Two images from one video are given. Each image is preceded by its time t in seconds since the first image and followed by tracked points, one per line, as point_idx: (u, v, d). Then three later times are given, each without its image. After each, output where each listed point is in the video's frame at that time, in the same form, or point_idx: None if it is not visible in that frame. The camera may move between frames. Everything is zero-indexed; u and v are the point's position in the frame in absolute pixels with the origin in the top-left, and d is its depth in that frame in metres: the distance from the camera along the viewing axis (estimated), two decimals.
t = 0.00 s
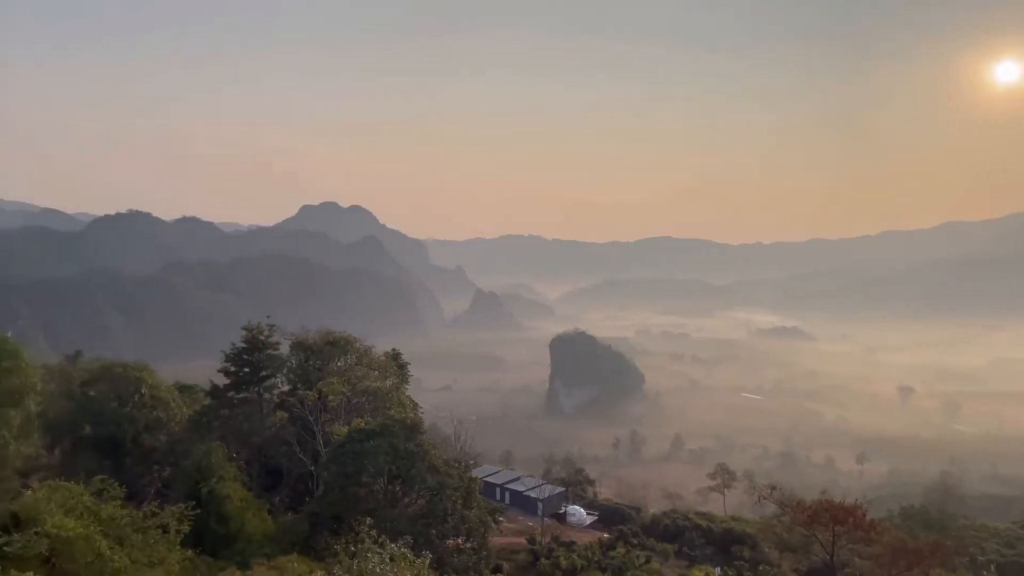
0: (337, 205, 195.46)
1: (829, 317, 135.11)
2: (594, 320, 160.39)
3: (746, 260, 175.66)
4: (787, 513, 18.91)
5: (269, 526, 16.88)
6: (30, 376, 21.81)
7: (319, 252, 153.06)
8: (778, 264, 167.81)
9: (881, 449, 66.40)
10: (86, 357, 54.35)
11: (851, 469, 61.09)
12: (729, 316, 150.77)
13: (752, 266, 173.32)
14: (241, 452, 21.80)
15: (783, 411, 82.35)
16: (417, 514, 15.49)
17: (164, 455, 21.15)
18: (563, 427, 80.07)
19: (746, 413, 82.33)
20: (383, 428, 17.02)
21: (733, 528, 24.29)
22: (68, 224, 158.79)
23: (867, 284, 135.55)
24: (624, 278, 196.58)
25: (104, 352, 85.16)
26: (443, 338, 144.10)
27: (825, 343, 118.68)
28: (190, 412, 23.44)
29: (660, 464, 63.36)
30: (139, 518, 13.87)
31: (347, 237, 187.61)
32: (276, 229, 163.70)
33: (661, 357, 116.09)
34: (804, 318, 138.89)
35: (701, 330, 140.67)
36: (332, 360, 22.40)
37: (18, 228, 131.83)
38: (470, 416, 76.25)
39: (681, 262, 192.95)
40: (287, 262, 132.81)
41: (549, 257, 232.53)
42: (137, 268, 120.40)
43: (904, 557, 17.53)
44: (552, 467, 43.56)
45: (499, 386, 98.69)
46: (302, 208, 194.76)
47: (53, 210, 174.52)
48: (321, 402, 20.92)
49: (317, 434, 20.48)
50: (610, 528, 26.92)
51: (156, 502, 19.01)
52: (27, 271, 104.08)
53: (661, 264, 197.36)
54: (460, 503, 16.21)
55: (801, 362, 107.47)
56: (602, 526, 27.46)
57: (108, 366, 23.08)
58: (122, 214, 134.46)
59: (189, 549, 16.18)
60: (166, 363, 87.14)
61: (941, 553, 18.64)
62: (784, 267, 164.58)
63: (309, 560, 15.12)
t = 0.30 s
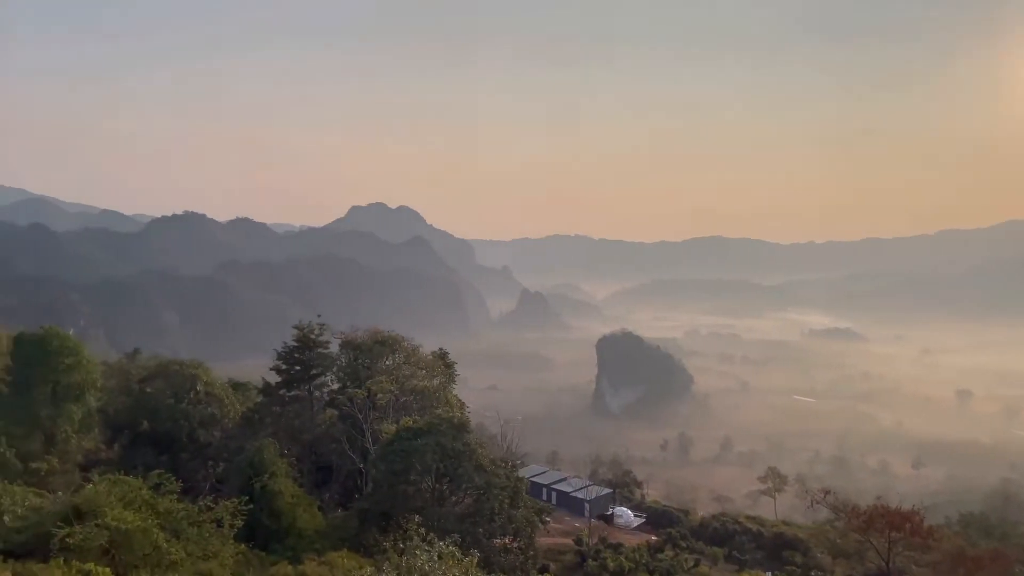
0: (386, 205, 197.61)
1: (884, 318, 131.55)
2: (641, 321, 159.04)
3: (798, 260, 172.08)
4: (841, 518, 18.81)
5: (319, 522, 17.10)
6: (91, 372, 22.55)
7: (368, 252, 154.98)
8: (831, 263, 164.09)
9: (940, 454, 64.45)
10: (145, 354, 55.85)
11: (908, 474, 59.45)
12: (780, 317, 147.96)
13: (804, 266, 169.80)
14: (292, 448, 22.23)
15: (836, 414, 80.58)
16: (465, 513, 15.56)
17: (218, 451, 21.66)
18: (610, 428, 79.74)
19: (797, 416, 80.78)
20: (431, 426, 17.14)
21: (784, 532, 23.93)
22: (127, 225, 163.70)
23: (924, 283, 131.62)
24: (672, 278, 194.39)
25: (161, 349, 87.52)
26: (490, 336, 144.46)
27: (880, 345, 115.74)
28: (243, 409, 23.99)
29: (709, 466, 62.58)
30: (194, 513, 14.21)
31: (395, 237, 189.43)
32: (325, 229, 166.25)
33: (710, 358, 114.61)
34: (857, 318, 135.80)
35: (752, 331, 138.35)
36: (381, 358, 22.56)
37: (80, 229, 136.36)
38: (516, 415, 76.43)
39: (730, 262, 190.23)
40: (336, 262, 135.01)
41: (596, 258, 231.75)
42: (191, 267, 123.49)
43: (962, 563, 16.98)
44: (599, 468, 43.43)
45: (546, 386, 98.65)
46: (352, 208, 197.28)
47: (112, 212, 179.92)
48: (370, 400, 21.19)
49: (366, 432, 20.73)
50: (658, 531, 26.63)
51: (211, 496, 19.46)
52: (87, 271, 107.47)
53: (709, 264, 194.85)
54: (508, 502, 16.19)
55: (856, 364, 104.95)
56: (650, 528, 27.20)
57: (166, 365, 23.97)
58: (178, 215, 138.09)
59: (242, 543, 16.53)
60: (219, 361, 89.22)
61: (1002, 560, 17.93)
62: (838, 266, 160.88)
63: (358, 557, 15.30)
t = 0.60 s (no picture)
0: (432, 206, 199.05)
1: (941, 320, 127.88)
2: (689, 321, 157.35)
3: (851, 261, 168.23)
4: (895, 524, 18.17)
5: (367, 519, 17.27)
6: (147, 369, 23.13)
7: (415, 252, 156.27)
8: (886, 263, 160.06)
9: (999, 459, 62.37)
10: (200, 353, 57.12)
11: (965, 480, 57.67)
12: (832, 319, 144.89)
13: (857, 267, 166.00)
14: (340, 446, 22.52)
15: (890, 418, 78.63)
16: (510, 513, 15.55)
17: (268, 447, 22.02)
18: (657, 430, 79.10)
19: (849, 419, 79.04)
20: (476, 426, 17.21)
21: (836, 538, 23.38)
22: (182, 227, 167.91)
23: (984, 284, 127.54)
24: (720, 279, 191.81)
25: (214, 348, 89.49)
26: (535, 337, 144.41)
27: (936, 347, 112.50)
28: (293, 407, 24.38)
29: (758, 470, 61.64)
30: (246, 508, 14.47)
31: (441, 238, 190.70)
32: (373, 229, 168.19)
33: (759, 360, 112.84)
34: (913, 320, 132.29)
35: (803, 333, 135.78)
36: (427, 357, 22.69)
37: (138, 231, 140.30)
38: (562, 416, 76.29)
39: (780, 263, 187.04)
40: (381, 263, 137.21)
41: (642, 259, 230.14)
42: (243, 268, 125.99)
43: None
44: (646, 470, 43.07)
45: (592, 387, 98.30)
46: (399, 210, 199.22)
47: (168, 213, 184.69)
48: (416, 399, 21.35)
49: (412, 431, 20.91)
50: (706, 534, 26.31)
51: (263, 492, 19.81)
52: (144, 271, 110.41)
53: (758, 265, 191.83)
54: (553, 503, 16.15)
55: (911, 367, 102.22)
56: (697, 532, 26.87)
57: (219, 363, 24.55)
58: (230, 217, 141.10)
59: (292, 538, 16.77)
60: (270, 359, 90.86)
61: None
62: (892, 267, 156.86)
63: (406, 554, 15.42)
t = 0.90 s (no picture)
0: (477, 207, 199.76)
1: (1000, 322, 124.05)
2: (736, 323, 155.54)
3: (904, 261, 164.21)
4: (949, 530, 17.59)
5: (412, 518, 17.37)
6: (199, 367, 23.63)
7: (460, 252, 157.06)
8: (941, 263, 155.82)
9: None
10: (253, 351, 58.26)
11: None
12: (884, 320, 141.61)
13: (910, 267, 162.03)
14: (386, 444, 22.72)
15: (945, 423, 76.47)
16: (553, 515, 15.51)
17: (316, 444, 22.32)
18: (703, 432, 78.27)
19: (901, 424, 77.14)
20: (521, 426, 17.19)
21: (889, 544, 22.78)
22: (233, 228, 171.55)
23: None
24: (768, 280, 189.02)
25: (263, 347, 91.24)
26: (580, 337, 144.09)
27: (994, 350, 109.08)
28: (340, 405, 24.68)
29: (808, 474, 60.47)
30: (294, 505, 14.66)
31: (486, 238, 191.42)
32: (419, 230, 169.57)
33: (809, 362, 110.90)
34: (971, 322, 128.43)
35: (853, 334, 133.07)
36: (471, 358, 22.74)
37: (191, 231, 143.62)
38: (607, 417, 76.04)
39: (831, 263, 183.23)
40: (427, 264, 138.49)
41: (690, 259, 227.67)
42: (291, 268, 128.13)
43: None
44: (693, 473, 42.66)
45: (637, 388, 97.73)
46: (444, 211, 200.51)
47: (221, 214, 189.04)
48: (461, 399, 21.44)
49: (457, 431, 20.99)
50: (753, 539, 25.89)
51: (311, 489, 20.07)
52: (196, 271, 113.14)
53: (809, 265, 188.24)
54: (598, 504, 16.08)
55: (967, 370, 99.26)
56: (745, 536, 26.50)
57: (268, 361, 25.04)
58: (279, 218, 143.59)
59: (340, 535, 16.96)
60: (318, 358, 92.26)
61: None
62: (948, 268, 152.67)
63: (450, 554, 15.52)
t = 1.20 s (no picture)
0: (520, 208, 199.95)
1: None
2: (782, 325, 153.19)
3: (958, 262, 159.80)
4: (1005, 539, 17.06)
5: (456, 518, 17.41)
6: (247, 366, 24.09)
7: (503, 253, 157.43)
8: (998, 264, 151.18)
9: None
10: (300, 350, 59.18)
11: None
12: (937, 322, 138.08)
13: (964, 269, 157.65)
14: (429, 444, 22.85)
15: (1001, 429, 74.20)
16: (597, 516, 15.40)
17: (360, 443, 22.56)
18: (749, 436, 77.18)
19: (955, 429, 75.03)
20: (564, 427, 17.12)
21: (942, 553, 22.19)
22: (280, 229, 174.45)
23: None
24: (816, 282, 185.68)
25: (309, 346, 92.64)
26: (623, 338, 143.29)
27: None
28: (384, 405, 24.90)
29: (857, 480, 59.21)
30: (341, 503, 14.83)
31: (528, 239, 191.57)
32: (462, 231, 170.46)
33: (858, 366, 108.67)
34: None
35: (905, 337, 130.02)
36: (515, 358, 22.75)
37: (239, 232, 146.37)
38: (650, 419, 75.52)
39: (880, 264, 179.15)
40: (471, 265, 139.32)
41: (735, 260, 224.85)
42: (337, 270, 129.85)
43: None
44: (738, 476, 42.13)
45: (681, 390, 96.79)
46: (487, 211, 201.16)
47: (269, 215, 192.39)
48: (504, 400, 21.43)
49: (500, 431, 20.99)
50: (801, 545, 25.50)
51: (355, 487, 20.28)
52: (245, 272, 115.34)
53: (858, 266, 184.28)
54: (642, 507, 15.91)
55: None
56: (792, 542, 26.10)
57: (314, 360, 25.44)
58: (325, 219, 145.61)
59: (383, 534, 17.09)
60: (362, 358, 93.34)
61: None
62: (1005, 268, 148.09)
63: (494, 554, 15.53)
